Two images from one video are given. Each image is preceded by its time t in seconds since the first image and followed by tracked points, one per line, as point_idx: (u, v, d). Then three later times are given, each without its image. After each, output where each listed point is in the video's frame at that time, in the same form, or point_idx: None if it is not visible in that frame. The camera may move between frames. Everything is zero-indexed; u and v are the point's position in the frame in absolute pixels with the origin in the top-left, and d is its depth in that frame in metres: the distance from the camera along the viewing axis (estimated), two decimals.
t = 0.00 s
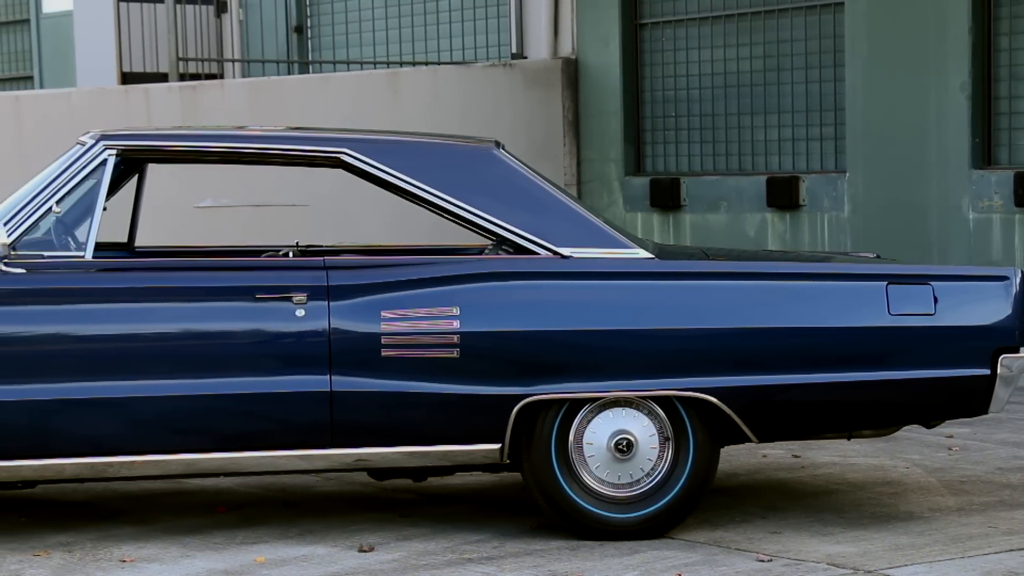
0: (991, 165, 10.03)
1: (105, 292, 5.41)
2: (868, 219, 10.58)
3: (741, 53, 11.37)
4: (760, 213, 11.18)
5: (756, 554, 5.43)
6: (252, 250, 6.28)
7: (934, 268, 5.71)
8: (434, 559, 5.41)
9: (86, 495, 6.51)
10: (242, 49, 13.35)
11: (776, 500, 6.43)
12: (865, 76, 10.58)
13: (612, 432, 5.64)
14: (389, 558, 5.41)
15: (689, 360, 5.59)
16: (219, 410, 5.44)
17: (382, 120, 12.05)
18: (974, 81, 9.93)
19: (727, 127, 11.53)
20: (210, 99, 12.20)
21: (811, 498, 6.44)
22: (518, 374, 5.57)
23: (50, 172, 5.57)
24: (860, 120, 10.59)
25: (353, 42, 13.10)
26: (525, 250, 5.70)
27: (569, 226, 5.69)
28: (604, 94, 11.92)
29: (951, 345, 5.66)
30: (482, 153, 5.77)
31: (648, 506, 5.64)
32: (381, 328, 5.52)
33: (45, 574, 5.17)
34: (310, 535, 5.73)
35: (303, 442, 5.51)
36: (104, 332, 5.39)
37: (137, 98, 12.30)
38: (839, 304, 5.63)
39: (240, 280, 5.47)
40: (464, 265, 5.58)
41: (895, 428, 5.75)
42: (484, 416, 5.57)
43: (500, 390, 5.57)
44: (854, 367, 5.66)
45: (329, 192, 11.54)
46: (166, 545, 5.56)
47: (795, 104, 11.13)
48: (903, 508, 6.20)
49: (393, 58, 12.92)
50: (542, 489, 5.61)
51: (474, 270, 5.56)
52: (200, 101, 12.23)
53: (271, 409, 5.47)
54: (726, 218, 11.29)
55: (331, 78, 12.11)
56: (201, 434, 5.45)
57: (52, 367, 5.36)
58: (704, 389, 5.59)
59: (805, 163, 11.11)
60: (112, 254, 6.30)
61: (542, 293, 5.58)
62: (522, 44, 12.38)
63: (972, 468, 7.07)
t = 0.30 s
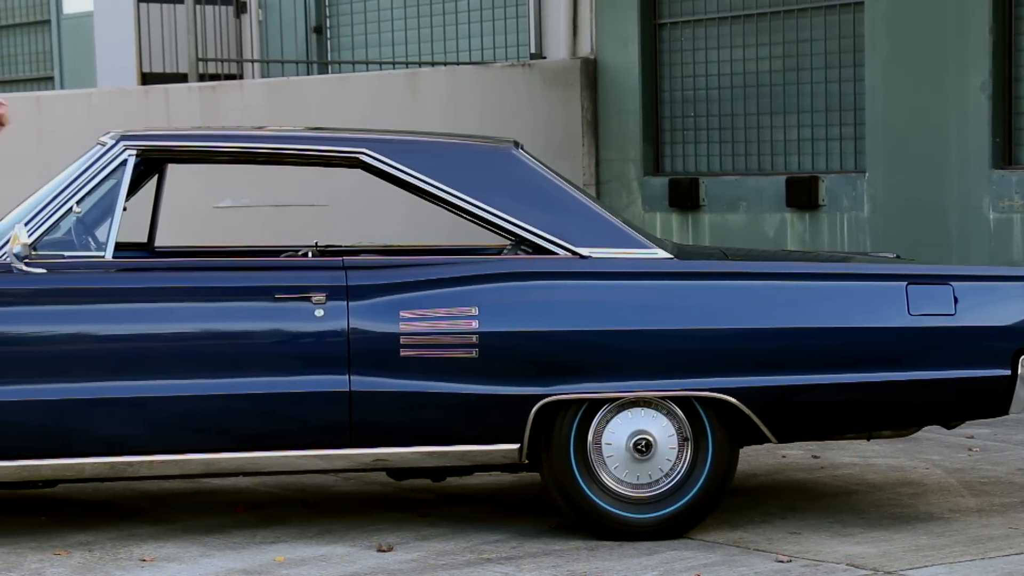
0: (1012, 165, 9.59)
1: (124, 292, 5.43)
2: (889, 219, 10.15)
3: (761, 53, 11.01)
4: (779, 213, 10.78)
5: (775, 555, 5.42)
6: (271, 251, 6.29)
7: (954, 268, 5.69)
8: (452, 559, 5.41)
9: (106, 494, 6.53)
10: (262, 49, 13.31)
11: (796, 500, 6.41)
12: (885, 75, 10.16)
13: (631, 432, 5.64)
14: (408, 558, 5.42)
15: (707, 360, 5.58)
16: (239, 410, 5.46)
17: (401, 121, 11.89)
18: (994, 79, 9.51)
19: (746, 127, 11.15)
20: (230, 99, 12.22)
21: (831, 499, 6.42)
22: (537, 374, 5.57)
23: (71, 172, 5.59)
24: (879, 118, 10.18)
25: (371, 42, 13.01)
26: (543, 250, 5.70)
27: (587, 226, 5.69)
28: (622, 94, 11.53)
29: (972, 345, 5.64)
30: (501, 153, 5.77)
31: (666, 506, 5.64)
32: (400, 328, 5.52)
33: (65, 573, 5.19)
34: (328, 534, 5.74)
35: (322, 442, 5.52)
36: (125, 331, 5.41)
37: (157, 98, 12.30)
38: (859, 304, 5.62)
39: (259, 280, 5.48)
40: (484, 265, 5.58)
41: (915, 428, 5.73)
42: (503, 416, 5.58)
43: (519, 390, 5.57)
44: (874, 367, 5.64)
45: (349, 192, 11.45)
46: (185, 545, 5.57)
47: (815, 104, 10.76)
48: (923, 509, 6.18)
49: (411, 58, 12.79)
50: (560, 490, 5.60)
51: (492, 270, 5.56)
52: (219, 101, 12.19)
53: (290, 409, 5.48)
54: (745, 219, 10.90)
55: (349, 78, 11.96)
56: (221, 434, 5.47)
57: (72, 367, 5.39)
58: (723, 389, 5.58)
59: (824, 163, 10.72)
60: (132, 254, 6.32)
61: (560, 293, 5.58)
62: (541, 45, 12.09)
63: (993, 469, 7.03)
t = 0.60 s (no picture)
0: None
1: (146, 292, 5.44)
2: (911, 220, 10.10)
3: (782, 53, 10.98)
4: (801, 213, 10.74)
5: (797, 556, 5.41)
6: (292, 251, 6.30)
7: (977, 268, 5.65)
8: (473, 559, 5.41)
9: (128, 493, 6.55)
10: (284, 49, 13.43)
11: (818, 501, 6.39)
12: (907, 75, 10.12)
13: (651, 432, 5.63)
14: (429, 558, 5.42)
15: (728, 360, 5.57)
16: (260, 410, 5.47)
17: (423, 121, 11.89)
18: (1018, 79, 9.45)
19: (767, 127, 11.13)
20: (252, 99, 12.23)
21: (852, 500, 6.40)
22: (558, 374, 5.57)
23: (94, 172, 5.61)
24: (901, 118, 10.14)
25: (392, 42, 13.05)
26: (564, 250, 5.70)
27: (608, 226, 5.69)
28: (643, 94, 11.51)
29: (995, 345, 5.61)
30: (522, 153, 5.77)
31: (688, 506, 5.63)
32: (421, 328, 5.53)
33: (88, 572, 5.21)
34: (350, 534, 5.75)
35: (344, 442, 5.53)
36: (147, 331, 5.42)
37: (179, 99, 12.31)
38: (881, 304, 5.59)
39: (281, 280, 5.50)
40: (505, 265, 5.58)
41: (937, 428, 5.71)
42: (524, 416, 5.58)
43: (540, 389, 5.57)
44: (896, 367, 5.62)
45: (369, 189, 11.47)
46: (207, 544, 5.58)
47: (836, 104, 10.72)
48: (946, 510, 6.15)
49: (432, 58, 12.80)
50: (581, 490, 5.60)
51: (514, 270, 5.56)
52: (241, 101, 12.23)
53: (312, 409, 5.49)
54: (766, 219, 10.86)
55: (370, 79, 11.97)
56: (243, 434, 5.48)
57: (94, 366, 5.40)
58: (745, 390, 5.57)
59: (846, 163, 10.68)
60: (154, 254, 6.34)
61: (582, 293, 5.57)
62: (561, 45, 12.08)
63: (1015, 470, 7.00)
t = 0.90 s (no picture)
0: None
1: (174, 292, 5.46)
2: (940, 220, 10.05)
3: (809, 53, 10.94)
4: (828, 213, 10.69)
5: (824, 557, 5.39)
6: (319, 251, 6.32)
7: (1006, 268, 5.61)
8: (499, 559, 5.41)
9: (156, 492, 6.58)
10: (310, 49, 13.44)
11: (845, 502, 6.37)
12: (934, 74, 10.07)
13: (678, 433, 5.62)
14: (455, 558, 5.43)
15: (755, 361, 5.56)
16: (287, 409, 5.49)
17: (449, 120, 11.90)
18: None
19: (794, 127, 11.08)
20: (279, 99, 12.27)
21: (880, 501, 6.37)
22: (584, 374, 5.56)
23: (122, 173, 5.64)
24: (929, 118, 10.09)
25: (418, 42, 12.98)
26: (590, 250, 5.69)
27: (634, 227, 5.68)
28: (669, 94, 11.46)
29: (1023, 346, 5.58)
30: (548, 153, 5.77)
31: (715, 506, 5.62)
32: (447, 328, 5.53)
33: (116, 571, 5.24)
34: (376, 534, 5.76)
35: (370, 442, 5.54)
36: (175, 331, 5.45)
37: (207, 99, 12.36)
38: (908, 305, 5.57)
39: (307, 280, 5.51)
40: (531, 265, 5.59)
41: (965, 429, 5.68)
42: (550, 416, 5.58)
43: (566, 390, 5.57)
44: (924, 368, 5.59)
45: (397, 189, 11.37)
46: (234, 544, 5.60)
47: (864, 104, 10.67)
48: (975, 512, 6.12)
49: (458, 58, 12.77)
50: (608, 490, 5.59)
51: (541, 270, 5.56)
52: (267, 102, 12.27)
53: (339, 409, 5.51)
54: (794, 219, 10.82)
55: (396, 79, 11.98)
56: (270, 434, 5.50)
57: (122, 366, 5.43)
58: (772, 390, 5.55)
59: (874, 163, 10.63)
60: (181, 254, 6.37)
61: (608, 293, 5.57)
62: (588, 45, 12.04)
63: None
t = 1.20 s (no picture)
0: None
1: (201, 292, 5.48)
2: (968, 220, 9.99)
3: (836, 52, 10.89)
4: (856, 214, 10.65)
5: (851, 558, 5.37)
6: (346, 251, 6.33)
7: None
8: (526, 559, 5.41)
9: (184, 492, 6.60)
10: (337, 49, 13.51)
11: (873, 503, 6.34)
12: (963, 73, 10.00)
13: (705, 433, 5.60)
14: (481, 557, 5.43)
15: (783, 362, 5.54)
16: (314, 409, 5.50)
17: (475, 120, 11.91)
18: None
19: (822, 127, 11.04)
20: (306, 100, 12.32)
21: (908, 502, 6.34)
22: (610, 375, 5.56)
23: (150, 173, 5.66)
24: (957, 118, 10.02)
25: (442, 43, 13.00)
26: (617, 251, 5.68)
27: (661, 227, 5.67)
28: (696, 93, 11.44)
29: None
30: (574, 153, 5.76)
31: (741, 507, 5.60)
32: (474, 328, 5.54)
33: (145, 570, 5.26)
34: (403, 534, 5.77)
35: (397, 441, 5.56)
36: (202, 331, 5.47)
37: (235, 100, 12.43)
38: (937, 305, 5.54)
39: (334, 280, 5.53)
40: (558, 265, 5.59)
41: (994, 431, 5.65)
42: (577, 416, 5.57)
43: (592, 390, 5.56)
44: (952, 369, 5.56)
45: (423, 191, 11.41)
46: (262, 543, 5.62)
47: (891, 104, 10.58)
48: (1004, 513, 6.08)
49: (485, 58, 12.75)
50: (634, 491, 5.58)
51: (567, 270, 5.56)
52: (294, 103, 12.32)
53: (366, 409, 5.52)
54: (821, 219, 10.78)
55: (423, 79, 11.99)
56: (297, 433, 5.52)
57: (151, 366, 5.45)
58: (799, 391, 5.53)
59: (901, 163, 10.56)
60: (209, 254, 6.39)
61: (634, 293, 5.57)
62: (614, 44, 12.02)
63: None
